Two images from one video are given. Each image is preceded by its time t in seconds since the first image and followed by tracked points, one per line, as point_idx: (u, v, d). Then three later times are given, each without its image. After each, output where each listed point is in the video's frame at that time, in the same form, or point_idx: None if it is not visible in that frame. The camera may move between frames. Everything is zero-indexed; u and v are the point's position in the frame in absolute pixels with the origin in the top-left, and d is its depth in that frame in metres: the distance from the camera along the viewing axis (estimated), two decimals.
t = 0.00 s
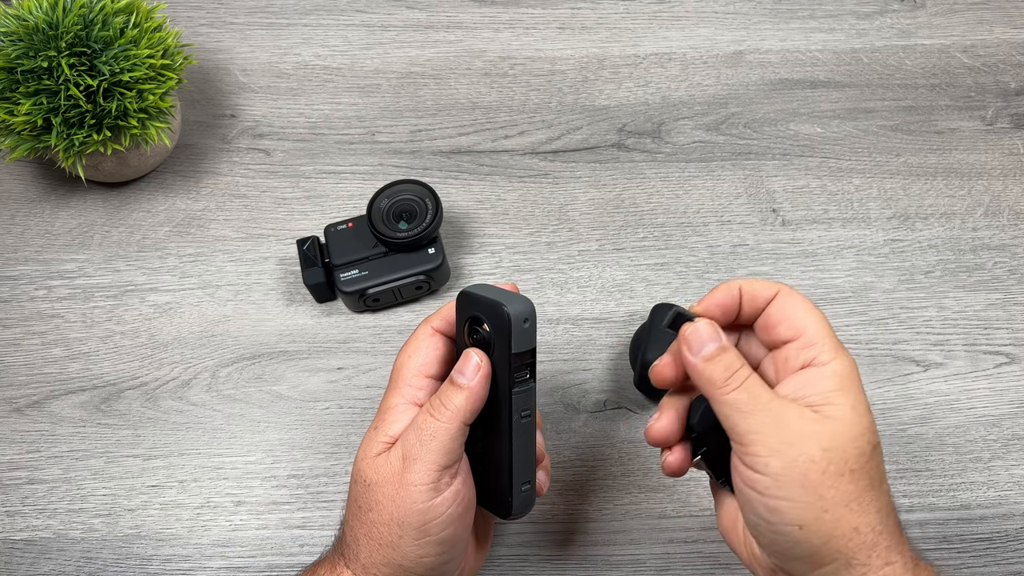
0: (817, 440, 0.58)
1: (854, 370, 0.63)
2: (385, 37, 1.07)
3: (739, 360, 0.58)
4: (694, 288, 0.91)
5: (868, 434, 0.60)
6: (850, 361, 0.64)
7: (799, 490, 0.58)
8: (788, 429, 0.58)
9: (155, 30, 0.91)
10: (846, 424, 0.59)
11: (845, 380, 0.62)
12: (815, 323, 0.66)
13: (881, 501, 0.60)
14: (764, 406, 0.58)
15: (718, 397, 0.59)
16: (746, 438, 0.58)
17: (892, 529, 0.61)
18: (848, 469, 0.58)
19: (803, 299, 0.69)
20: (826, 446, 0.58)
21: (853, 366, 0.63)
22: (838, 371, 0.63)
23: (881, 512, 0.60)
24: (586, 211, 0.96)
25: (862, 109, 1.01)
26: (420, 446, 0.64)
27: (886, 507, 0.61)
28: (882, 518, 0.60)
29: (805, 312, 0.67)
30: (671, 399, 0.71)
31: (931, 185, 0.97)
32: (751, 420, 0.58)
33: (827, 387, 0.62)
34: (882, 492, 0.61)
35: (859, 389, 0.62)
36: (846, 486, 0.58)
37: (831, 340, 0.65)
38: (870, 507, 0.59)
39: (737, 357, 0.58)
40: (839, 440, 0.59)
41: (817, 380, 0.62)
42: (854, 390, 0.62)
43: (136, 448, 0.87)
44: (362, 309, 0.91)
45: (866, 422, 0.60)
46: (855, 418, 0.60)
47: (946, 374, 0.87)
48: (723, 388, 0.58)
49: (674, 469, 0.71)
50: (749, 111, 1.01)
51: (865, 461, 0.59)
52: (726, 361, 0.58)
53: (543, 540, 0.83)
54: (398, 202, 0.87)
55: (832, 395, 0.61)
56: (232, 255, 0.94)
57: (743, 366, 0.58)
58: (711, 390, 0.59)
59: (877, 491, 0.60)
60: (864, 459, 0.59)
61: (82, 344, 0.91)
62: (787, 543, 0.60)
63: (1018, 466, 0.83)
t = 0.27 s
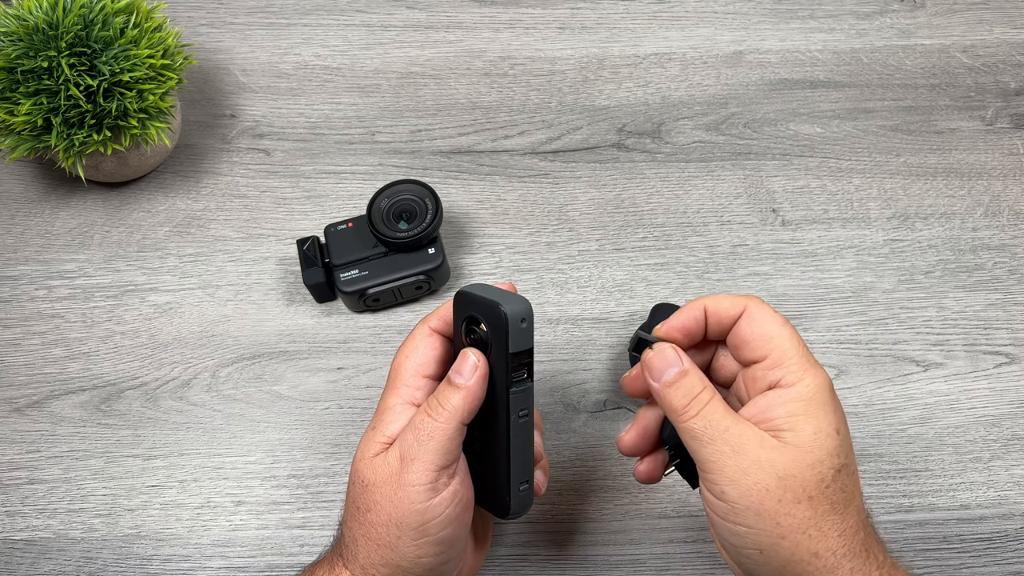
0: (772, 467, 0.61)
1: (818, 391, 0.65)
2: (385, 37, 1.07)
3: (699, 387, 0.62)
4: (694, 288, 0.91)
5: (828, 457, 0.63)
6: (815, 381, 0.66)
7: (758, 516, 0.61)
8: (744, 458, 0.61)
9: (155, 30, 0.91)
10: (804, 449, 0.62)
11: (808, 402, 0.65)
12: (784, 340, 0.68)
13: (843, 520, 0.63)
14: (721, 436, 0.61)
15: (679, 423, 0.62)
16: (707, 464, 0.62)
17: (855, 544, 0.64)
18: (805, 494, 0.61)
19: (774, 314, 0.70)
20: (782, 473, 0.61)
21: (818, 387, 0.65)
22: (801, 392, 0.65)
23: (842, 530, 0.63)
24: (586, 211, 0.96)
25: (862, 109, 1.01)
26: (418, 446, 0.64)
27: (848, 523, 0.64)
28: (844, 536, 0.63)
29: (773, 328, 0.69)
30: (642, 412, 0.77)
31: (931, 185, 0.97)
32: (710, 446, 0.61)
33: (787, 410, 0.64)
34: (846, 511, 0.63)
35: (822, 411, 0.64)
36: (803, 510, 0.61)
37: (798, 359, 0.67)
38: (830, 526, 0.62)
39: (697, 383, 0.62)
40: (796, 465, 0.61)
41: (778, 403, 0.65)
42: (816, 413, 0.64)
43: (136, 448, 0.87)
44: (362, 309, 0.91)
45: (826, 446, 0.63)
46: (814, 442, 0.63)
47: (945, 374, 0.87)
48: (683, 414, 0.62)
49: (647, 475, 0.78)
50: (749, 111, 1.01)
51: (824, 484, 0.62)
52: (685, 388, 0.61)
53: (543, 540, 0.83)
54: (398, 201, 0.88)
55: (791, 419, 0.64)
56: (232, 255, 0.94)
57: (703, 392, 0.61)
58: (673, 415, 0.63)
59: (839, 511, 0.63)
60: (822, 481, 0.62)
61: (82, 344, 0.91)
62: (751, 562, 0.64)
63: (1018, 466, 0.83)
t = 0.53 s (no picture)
0: (784, 465, 0.61)
1: (826, 388, 0.66)
2: (385, 37, 1.07)
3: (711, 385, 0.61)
4: (694, 288, 0.91)
5: (837, 454, 0.63)
6: (823, 379, 0.66)
7: (768, 514, 0.61)
8: (756, 456, 0.60)
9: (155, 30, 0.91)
10: (813, 446, 0.62)
11: (816, 399, 0.65)
12: (791, 339, 0.68)
13: (851, 517, 0.63)
14: (733, 434, 0.60)
15: (689, 420, 0.62)
16: (717, 461, 0.61)
17: (862, 539, 0.64)
18: (815, 491, 0.61)
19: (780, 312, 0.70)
20: (793, 470, 0.61)
21: (826, 384, 0.66)
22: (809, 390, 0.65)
23: (850, 527, 0.63)
24: (586, 211, 0.96)
25: (862, 109, 1.01)
26: (421, 446, 0.64)
27: (855, 520, 0.64)
28: (852, 533, 0.63)
29: (780, 326, 0.69)
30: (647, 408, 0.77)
31: (931, 185, 0.97)
32: (721, 445, 0.61)
33: (795, 407, 0.64)
34: (853, 508, 0.64)
35: (830, 407, 0.64)
36: (813, 508, 0.61)
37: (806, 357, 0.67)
38: (839, 523, 0.63)
39: (707, 380, 0.61)
40: (806, 463, 0.62)
41: (786, 400, 0.65)
42: (824, 410, 0.64)
43: (136, 448, 0.87)
44: (362, 309, 0.91)
45: (835, 441, 0.63)
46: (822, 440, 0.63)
47: (945, 374, 0.87)
48: (692, 411, 0.61)
49: (647, 474, 0.78)
50: (749, 111, 1.01)
51: (833, 481, 0.62)
52: (694, 385, 0.61)
53: (543, 540, 0.83)
54: (398, 202, 0.88)
55: (801, 416, 0.64)
56: (232, 255, 0.94)
57: (712, 388, 0.61)
58: (682, 412, 0.62)
59: (847, 509, 0.63)
60: (831, 479, 0.62)
61: (82, 344, 0.91)
62: (760, 560, 0.65)
63: (1017, 466, 0.84)
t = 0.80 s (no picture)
0: (798, 516, 0.57)
1: (880, 442, 0.57)
2: (385, 37, 1.06)
3: (739, 413, 0.57)
4: (694, 288, 0.91)
5: (866, 514, 0.57)
6: (881, 430, 0.57)
7: (767, 551, 0.60)
8: (763, 498, 0.57)
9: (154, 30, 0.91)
10: (840, 503, 0.56)
11: (860, 454, 0.57)
12: (857, 380, 0.57)
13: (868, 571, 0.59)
14: (740, 473, 0.58)
15: (709, 443, 0.59)
16: (731, 490, 0.59)
17: None
18: (829, 545, 0.57)
19: (852, 344, 0.58)
20: (806, 522, 0.57)
21: (882, 435, 0.57)
22: (856, 442, 0.57)
23: None
24: (586, 211, 0.96)
25: (862, 109, 1.01)
26: (430, 449, 0.64)
27: None
28: None
29: (848, 363, 0.58)
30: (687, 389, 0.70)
31: (931, 185, 0.97)
32: (736, 477, 0.58)
33: (833, 460, 0.57)
34: (874, 563, 0.59)
35: (873, 465, 0.57)
36: (822, 558, 0.58)
37: (869, 403, 0.57)
38: None
39: (735, 406, 0.57)
40: (828, 518, 0.57)
41: (825, 451, 0.58)
42: (867, 466, 0.57)
43: (136, 448, 0.87)
44: (362, 309, 0.91)
45: (868, 502, 0.56)
46: (854, 498, 0.56)
47: (945, 374, 0.87)
48: (713, 436, 0.58)
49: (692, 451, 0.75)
50: (749, 111, 1.01)
51: (853, 540, 0.57)
52: (719, 409, 0.57)
53: (543, 540, 0.83)
54: (398, 201, 0.87)
55: (835, 472, 0.57)
56: (232, 255, 0.94)
57: (739, 416, 0.57)
58: (704, 433, 0.59)
59: (865, 563, 0.59)
60: (852, 537, 0.57)
61: (82, 344, 0.91)
62: None
63: (1018, 466, 0.83)
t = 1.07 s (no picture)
0: (826, 475, 0.56)
1: (894, 404, 0.59)
2: (385, 37, 1.06)
3: (766, 378, 0.56)
4: (694, 288, 0.91)
5: (886, 474, 0.57)
6: (896, 394, 0.59)
7: (792, 520, 0.58)
8: (792, 462, 0.56)
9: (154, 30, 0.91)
10: (864, 459, 0.57)
11: (879, 413, 0.58)
12: (870, 345, 0.60)
13: (886, 536, 0.59)
14: (768, 437, 0.56)
15: (732, 411, 0.57)
16: (756, 457, 0.57)
17: (895, 566, 0.59)
18: (854, 506, 0.57)
19: (863, 313, 0.62)
20: (834, 483, 0.56)
21: (897, 398, 0.59)
22: (874, 403, 0.58)
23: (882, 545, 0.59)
24: (586, 211, 0.96)
25: (862, 109, 1.01)
26: (427, 449, 0.64)
27: (891, 543, 0.59)
28: (883, 552, 0.59)
29: (861, 330, 0.61)
30: (700, 375, 0.69)
31: (931, 185, 0.97)
32: (763, 442, 0.56)
33: (855, 420, 0.58)
34: (889, 528, 0.59)
35: (890, 425, 0.58)
36: (846, 521, 0.57)
37: (882, 366, 0.60)
38: (870, 543, 0.58)
39: (759, 371, 0.56)
40: (854, 476, 0.56)
41: (846, 412, 0.58)
42: (885, 427, 0.58)
43: (136, 448, 0.87)
44: (362, 309, 0.91)
45: (888, 460, 0.57)
46: (876, 456, 0.57)
47: (945, 374, 0.87)
48: (737, 403, 0.56)
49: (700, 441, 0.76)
50: (749, 111, 1.01)
51: (875, 500, 0.57)
52: (743, 375, 0.56)
53: (543, 540, 0.83)
54: (398, 201, 0.87)
55: (857, 431, 0.57)
56: (232, 255, 0.94)
57: (764, 382, 0.55)
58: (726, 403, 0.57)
59: (882, 528, 0.58)
60: (874, 497, 0.57)
61: (82, 344, 0.91)
62: (783, 555, 0.61)
63: (1018, 466, 0.83)
